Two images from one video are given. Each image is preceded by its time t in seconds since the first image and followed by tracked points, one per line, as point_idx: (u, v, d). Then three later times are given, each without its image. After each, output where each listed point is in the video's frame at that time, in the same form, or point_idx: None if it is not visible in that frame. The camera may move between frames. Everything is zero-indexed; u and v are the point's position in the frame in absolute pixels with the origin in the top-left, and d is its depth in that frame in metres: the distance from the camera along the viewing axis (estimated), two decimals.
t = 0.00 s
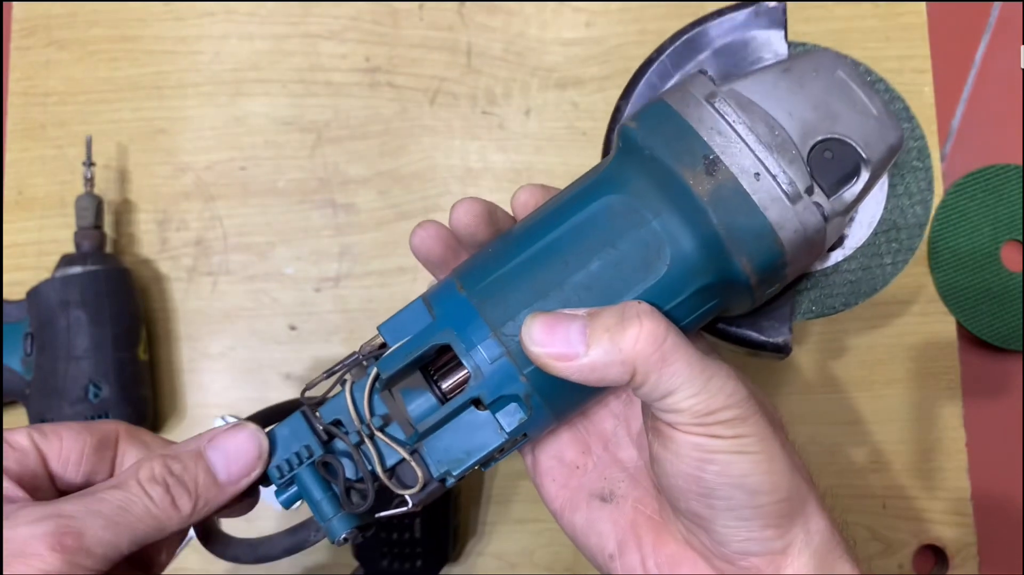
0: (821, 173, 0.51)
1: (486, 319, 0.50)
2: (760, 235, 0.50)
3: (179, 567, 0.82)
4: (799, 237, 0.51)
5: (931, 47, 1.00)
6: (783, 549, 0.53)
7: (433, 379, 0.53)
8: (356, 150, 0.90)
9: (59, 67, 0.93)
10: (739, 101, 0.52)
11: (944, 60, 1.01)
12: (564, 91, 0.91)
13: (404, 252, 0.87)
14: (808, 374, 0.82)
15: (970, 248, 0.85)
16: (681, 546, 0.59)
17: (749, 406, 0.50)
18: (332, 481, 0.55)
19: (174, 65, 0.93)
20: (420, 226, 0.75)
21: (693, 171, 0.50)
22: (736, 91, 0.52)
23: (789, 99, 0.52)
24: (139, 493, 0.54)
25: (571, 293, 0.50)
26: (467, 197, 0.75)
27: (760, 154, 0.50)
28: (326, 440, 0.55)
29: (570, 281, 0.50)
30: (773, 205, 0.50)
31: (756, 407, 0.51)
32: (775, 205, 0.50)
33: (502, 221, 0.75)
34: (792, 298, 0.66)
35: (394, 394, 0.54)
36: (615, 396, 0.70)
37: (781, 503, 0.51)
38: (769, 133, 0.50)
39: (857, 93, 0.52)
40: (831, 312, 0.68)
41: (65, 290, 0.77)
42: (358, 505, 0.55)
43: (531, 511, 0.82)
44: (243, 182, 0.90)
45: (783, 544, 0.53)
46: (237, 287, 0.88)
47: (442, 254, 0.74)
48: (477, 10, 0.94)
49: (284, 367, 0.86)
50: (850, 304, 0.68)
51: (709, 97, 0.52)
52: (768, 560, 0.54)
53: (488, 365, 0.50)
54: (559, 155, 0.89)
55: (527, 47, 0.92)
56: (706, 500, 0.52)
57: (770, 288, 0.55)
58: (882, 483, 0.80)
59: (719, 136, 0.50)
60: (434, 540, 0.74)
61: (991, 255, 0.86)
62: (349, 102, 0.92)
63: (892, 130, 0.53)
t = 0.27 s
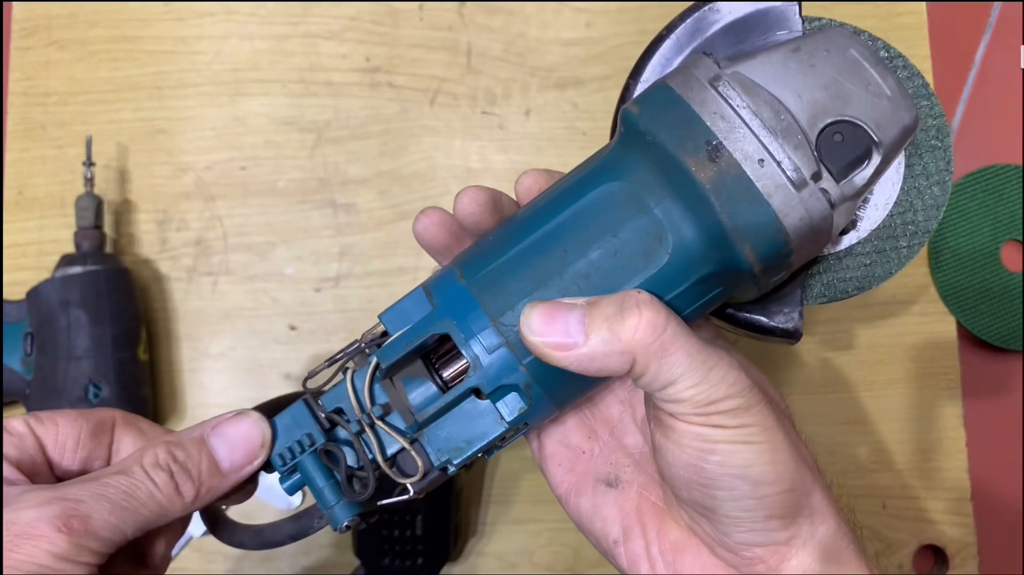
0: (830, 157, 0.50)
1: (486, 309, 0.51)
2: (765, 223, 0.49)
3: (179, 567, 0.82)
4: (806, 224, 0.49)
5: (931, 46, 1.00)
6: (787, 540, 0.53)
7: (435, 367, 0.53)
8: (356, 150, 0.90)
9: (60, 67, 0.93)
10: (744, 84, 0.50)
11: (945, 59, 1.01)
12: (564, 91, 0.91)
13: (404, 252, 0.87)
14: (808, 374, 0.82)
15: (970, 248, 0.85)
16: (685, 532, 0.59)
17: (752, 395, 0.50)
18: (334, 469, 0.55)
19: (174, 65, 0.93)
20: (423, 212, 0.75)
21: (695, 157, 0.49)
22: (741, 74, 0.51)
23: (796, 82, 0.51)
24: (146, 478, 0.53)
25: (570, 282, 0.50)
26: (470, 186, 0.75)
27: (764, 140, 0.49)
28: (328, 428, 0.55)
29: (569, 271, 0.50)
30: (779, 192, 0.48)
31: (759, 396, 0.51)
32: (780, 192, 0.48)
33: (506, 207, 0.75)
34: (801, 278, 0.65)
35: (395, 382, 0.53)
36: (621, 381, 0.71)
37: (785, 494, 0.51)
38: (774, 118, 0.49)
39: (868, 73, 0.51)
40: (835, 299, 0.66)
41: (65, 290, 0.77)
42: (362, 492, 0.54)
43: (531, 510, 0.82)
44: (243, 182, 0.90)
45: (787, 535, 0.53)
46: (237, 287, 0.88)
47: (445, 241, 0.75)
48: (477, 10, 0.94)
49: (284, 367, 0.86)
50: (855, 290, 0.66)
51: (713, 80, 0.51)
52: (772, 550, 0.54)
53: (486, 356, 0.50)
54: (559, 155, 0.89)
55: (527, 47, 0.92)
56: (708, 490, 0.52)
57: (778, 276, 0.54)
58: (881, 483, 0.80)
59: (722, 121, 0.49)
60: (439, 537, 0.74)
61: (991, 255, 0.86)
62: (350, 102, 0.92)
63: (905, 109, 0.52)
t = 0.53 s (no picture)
0: (845, 152, 0.51)
1: (499, 298, 0.51)
2: (781, 216, 0.49)
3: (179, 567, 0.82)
4: (821, 218, 0.50)
5: (931, 46, 1.00)
6: (797, 538, 0.53)
7: (445, 357, 0.53)
8: (356, 150, 0.90)
9: (60, 67, 0.93)
10: (761, 77, 0.51)
11: (945, 60, 1.01)
12: (564, 91, 0.91)
13: (404, 252, 0.87)
14: (809, 374, 0.82)
15: (970, 248, 0.85)
16: (694, 529, 0.59)
17: (765, 390, 0.50)
18: (341, 459, 0.55)
19: (174, 65, 0.93)
20: (432, 204, 0.75)
21: (713, 148, 0.50)
22: (759, 68, 0.52)
23: (812, 76, 0.51)
24: (60, 427, 0.61)
25: (585, 272, 0.50)
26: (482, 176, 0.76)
27: (782, 131, 0.49)
28: (336, 417, 0.55)
29: (585, 260, 0.50)
30: (796, 184, 0.49)
31: (772, 392, 0.51)
32: (797, 184, 0.49)
33: (518, 199, 0.76)
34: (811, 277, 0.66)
35: (405, 371, 0.53)
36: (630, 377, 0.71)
37: (796, 490, 0.51)
38: (792, 111, 0.50)
39: (883, 72, 0.53)
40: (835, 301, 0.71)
41: (65, 290, 0.77)
42: (367, 484, 0.55)
43: (532, 510, 0.82)
44: (243, 182, 0.90)
45: (797, 533, 0.53)
46: (237, 287, 0.88)
47: (456, 234, 0.75)
48: (477, 11, 0.94)
49: (284, 366, 0.86)
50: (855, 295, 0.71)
51: (731, 73, 0.51)
52: (782, 548, 0.54)
53: (499, 344, 0.50)
54: (559, 155, 0.89)
55: (527, 47, 0.92)
56: (720, 485, 0.52)
57: (789, 272, 0.54)
58: (882, 484, 0.80)
59: (740, 113, 0.50)
60: (440, 541, 0.74)
61: (991, 255, 0.86)
62: (350, 102, 0.92)
63: (918, 109, 0.53)
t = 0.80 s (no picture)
0: (853, 156, 0.51)
1: (508, 299, 0.50)
2: (791, 218, 0.49)
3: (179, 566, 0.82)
4: (831, 220, 0.50)
5: (932, 46, 1.00)
6: (806, 541, 0.53)
7: (453, 359, 0.53)
8: (356, 149, 0.90)
9: (59, 67, 0.93)
10: (771, 80, 0.51)
11: (946, 60, 1.01)
12: (564, 91, 0.91)
13: (404, 252, 0.87)
14: (809, 374, 0.82)
15: (970, 248, 0.85)
16: (701, 533, 0.59)
17: (776, 393, 0.50)
18: (349, 462, 0.55)
19: (174, 65, 0.93)
20: (442, 205, 0.75)
21: (724, 150, 0.49)
22: (769, 71, 0.52)
23: (821, 80, 0.52)
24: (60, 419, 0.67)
25: (595, 274, 0.50)
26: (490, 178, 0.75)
27: (793, 134, 0.49)
28: (344, 420, 0.55)
29: (595, 263, 0.50)
30: (806, 186, 0.49)
31: (782, 395, 0.51)
32: (807, 186, 0.49)
33: (525, 202, 0.75)
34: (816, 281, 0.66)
35: (413, 373, 0.54)
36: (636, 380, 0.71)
37: (806, 494, 0.51)
38: (802, 113, 0.50)
39: (890, 76, 0.53)
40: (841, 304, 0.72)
41: (65, 290, 0.77)
42: (375, 487, 0.54)
43: (532, 511, 0.82)
44: (243, 182, 0.90)
45: (806, 536, 0.53)
46: (238, 287, 0.88)
47: (463, 236, 0.75)
48: (477, 10, 0.94)
49: (284, 366, 0.86)
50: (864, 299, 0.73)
51: (741, 75, 0.51)
52: (790, 551, 0.54)
53: (509, 346, 0.50)
54: (560, 155, 0.89)
55: (527, 47, 0.92)
56: (730, 488, 0.52)
57: (798, 274, 0.54)
58: (882, 484, 0.80)
59: (750, 116, 0.50)
60: (441, 543, 0.74)
61: (991, 255, 0.85)
62: (350, 102, 0.92)
63: (925, 112, 0.53)
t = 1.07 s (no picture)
0: (816, 161, 0.51)
1: (481, 316, 0.50)
2: (758, 226, 0.50)
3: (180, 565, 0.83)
4: (797, 226, 0.50)
5: (931, 46, 1.00)
6: (784, 547, 0.53)
7: (429, 378, 0.53)
8: (356, 149, 0.90)
9: (59, 67, 0.93)
10: (733, 90, 0.51)
11: (945, 60, 1.01)
12: (564, 91, 0.91)
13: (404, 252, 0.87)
14: (808, 374, 0.82)
15: (970, 248, 0.85)
16: (681, 541, 0.59)
17: (748, 402, 0.50)
18: (329, 483, 0.55)
19: (174, 65, 0.93)
20: (413, 224, 0.76)
21: (688, 161, 0.50)
22: (730, 80, 0.52)
23: (784, 87, 0.52)
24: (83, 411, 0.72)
25: (566, 288, 0.50)
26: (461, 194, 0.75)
27: (756, 142, 0.49)
28: (322, 441, 0.55)
29: (564, 276, 0.50)
30: (771, 194, 0.49)
31: (755, 403, 0.51)
32: (772, 194, 0.49)
33: (497, 216, 0.75)
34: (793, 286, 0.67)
35: (389, 394, 0.53)
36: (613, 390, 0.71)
37: (782, 501, 0.51)
38: (764, 121, 0.50)
39: (853, 79, 0.53)
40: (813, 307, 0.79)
41: (65, 290, 0.77)
42: (354, 509, 0.54)
43: (531, 511, 0.82)
44: (243, 182, 0.90)
45: (784, 542, 0.53)
46: (237, 287, 0.88)
47: (436, 252, 0.75)
48: (477, 10, 0.94)
49: (284, 366, 0.86)
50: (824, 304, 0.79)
51: (703, 86, 0.52)
52: (769, 557, 0.54)
53: (483, 363, 0.50)
54: (560, 155, 0.89)
55: (527, 47, 0.92)
56: (706, 497, 0.52)
57: (769, 280, 0.55)
58: (882, 484, 0.80)
59: (714, 125, 0.50)
60: (436, 545, 0.74)
61: (991, 255, 0.85)
62: (350, 102, 0.92)
63: (890, 114, 0.53)
